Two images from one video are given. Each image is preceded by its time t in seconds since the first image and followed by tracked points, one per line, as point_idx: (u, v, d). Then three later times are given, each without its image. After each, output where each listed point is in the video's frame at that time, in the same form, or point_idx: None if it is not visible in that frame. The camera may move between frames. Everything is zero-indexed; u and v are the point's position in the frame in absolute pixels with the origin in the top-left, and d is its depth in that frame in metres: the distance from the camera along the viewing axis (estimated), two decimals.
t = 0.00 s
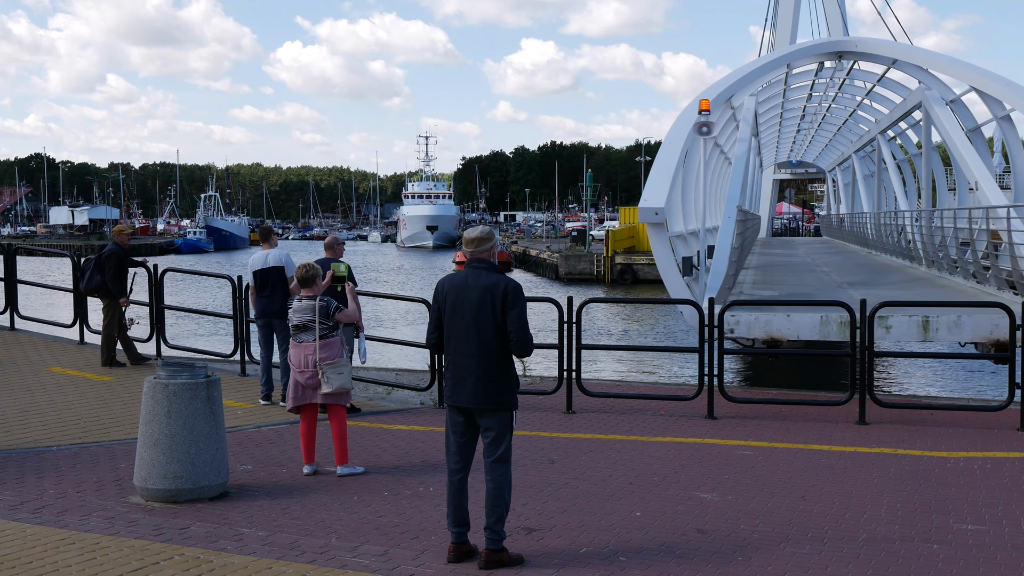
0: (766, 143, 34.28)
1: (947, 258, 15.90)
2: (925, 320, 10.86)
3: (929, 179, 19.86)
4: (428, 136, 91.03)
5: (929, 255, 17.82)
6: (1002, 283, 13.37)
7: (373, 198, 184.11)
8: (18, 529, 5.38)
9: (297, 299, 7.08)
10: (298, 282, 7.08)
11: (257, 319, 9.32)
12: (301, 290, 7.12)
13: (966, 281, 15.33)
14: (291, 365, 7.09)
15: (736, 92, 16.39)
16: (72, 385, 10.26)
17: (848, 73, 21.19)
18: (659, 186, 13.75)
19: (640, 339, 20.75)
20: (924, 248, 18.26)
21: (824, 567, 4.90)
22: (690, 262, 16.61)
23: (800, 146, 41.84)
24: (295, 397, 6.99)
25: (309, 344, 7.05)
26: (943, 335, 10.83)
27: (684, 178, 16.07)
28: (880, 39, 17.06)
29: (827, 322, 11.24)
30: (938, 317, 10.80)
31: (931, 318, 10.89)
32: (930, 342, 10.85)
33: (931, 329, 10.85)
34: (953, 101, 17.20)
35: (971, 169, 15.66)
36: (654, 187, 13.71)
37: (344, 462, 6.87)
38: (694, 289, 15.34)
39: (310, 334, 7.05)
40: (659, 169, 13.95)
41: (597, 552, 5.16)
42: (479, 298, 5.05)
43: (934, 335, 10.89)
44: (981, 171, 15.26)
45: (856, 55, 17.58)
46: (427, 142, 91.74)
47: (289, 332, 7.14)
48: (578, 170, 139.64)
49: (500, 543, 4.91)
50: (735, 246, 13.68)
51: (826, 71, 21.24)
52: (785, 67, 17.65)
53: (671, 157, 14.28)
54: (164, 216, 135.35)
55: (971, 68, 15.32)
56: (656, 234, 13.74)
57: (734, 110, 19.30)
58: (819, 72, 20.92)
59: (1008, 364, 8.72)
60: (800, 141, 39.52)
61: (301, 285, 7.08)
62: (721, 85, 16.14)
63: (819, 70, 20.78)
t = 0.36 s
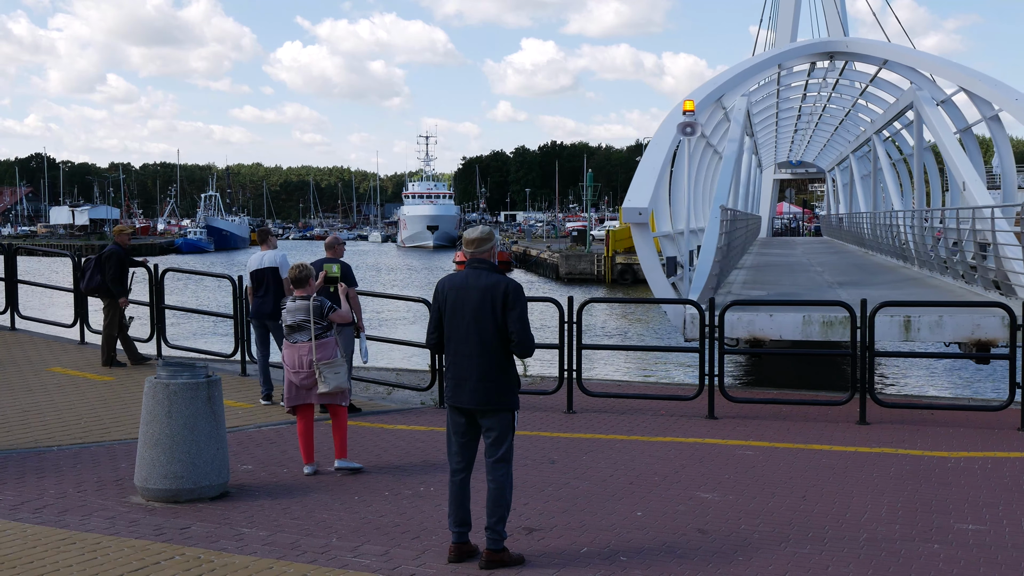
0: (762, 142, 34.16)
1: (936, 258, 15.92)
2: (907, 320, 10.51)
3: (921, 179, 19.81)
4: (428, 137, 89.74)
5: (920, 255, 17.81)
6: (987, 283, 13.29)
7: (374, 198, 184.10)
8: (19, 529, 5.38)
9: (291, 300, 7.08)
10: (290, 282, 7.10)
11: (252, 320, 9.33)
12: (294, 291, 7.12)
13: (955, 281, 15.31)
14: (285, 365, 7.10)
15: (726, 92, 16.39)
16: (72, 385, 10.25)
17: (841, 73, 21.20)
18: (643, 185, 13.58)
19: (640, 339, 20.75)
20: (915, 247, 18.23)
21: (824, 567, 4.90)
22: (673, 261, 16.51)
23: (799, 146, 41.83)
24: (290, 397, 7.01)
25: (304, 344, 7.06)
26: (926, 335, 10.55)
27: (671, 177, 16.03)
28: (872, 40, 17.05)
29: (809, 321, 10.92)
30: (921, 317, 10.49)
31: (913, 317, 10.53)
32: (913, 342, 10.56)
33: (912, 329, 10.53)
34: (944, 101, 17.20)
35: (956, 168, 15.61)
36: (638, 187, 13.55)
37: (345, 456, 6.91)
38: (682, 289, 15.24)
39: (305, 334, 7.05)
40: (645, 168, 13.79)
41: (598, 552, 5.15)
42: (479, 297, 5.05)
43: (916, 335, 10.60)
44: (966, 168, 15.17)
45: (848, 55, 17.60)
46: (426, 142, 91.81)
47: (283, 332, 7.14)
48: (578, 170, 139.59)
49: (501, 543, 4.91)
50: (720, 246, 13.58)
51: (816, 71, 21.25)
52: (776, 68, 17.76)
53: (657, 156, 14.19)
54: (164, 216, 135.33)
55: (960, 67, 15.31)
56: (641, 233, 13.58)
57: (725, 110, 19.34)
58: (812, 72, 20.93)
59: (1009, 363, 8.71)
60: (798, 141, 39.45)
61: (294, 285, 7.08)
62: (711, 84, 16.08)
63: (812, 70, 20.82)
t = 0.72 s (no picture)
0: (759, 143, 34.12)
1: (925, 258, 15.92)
2: (887, 320, 10.39)
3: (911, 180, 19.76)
4: (428, 137, 93.18)
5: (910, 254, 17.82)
6: (972, 284, 13.28)
7: (374, 198, 184.12)
8: (18, 529, 5.38)
9: (289, 300, 7.09)
10: (288, 282, 7.12)
11: (248, 320, 9.33)
12: (291, 291, 7.13)
13: (943, 280, 15.32)
14: (283, 365, 7.07)
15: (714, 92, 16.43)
16: (72, 386, 10.26)
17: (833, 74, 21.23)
18: (626, 186, 13.51)
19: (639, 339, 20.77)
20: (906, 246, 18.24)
21: (823, 567, 4.90)
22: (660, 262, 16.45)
23: (798, 146, 41.83)
24: (289, 397, 6.99)
25: (302, 344, 7.06)
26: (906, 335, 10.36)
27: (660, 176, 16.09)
28: (862, 40, 17.05)
29: (790, 321, 10.84)
30: (901, 316, 10.31)
31: (894, 318, 10.39)
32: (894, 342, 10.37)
33: (893, 329, 10.37)
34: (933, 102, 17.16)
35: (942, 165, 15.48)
36: (621, 189, 13.47)
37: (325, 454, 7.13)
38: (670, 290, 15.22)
39: (303, 335, 7.06)
40: (627, 169, 13.73)
41: (598, 552, 5.16)
42: (479, 298, 5.05)
43: (896, 336, 10.43)
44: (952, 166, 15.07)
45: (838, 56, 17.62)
46: (426, 142, 91.82)
47: (280, 332, 7.13)
48: (578, 171, 139.58)
49: (500, 544, 4.91)
50: (704, 246, 13.51)
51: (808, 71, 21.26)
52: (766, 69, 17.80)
53: (642, 156, 14.17)
54: (164, 216, 135.32)
55: (948, 68, 15.30)
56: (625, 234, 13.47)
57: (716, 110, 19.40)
58: (804, 71, 20.93)
59: (1009, 364, 8.70)
60: (796, 142, 39.40)
61: (292, 286, 7.09)
62: (699, 84, 16.12)
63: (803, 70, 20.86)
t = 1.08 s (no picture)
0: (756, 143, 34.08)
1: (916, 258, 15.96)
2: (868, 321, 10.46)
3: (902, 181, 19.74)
4: (428, 137, 93.11)
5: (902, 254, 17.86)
6: (958, 285, 13.31)
7: (374, 198, 184.13)
8: (19, 530, 5.39)
9: (289, 300, 7.11)
10: (290, 283, 7.12)
11: (248, 321, 9.34)
12: (292, 292, 7.14)
13: (933, 280, 15.36)
14: (284, 366, 7.08)
15: (705, 92, 16.47)
16: (72, 386, 10.28)
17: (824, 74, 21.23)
18: (611, 186, 13.40)
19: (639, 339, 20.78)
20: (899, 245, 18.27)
21: (823, 567, 4.91)
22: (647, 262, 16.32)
23: (797, 147, 41.85)
24: (289, 398, 6.97)
25: (304, 345, 7.08)
26: (888, 336, 10.29)
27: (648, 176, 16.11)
28: (852, 41, 17.03)
29: (772, 321, 10.75)
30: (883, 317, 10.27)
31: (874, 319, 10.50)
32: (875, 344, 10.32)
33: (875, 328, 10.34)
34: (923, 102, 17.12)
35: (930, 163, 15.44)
36: (605, 189, 13.34)
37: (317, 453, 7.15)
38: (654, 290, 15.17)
39: (304, 335, 7.09)
40: (612, 169, 13.63)
41: (597, 553, 5.17)
42: (478, 299, 5.06)
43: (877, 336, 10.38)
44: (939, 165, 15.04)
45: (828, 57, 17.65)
46: (426, 142, 91.85)
47: (281, 333, 7.15)
48: (578, 171, 139.64)
49: (499, 544, 4.91)
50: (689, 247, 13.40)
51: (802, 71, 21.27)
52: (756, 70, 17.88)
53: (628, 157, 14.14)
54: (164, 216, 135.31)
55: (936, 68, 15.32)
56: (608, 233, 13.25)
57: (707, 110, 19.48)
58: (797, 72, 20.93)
59: (1009, 364, 8.70)
60: (794, 142, 39.43)
61: (293, 287, 7.10)
62: (689, 86, 16.18)
63: (795, 70, 20.86)
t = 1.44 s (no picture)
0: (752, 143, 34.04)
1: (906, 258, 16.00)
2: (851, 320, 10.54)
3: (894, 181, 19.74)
4: (428, 137, 92.53)
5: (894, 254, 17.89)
6: (944, 285, 13.35)
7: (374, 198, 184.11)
8: (19, 529, 5.38)
9: (290, 300, 7.13)
10: (291, 281, 7.13)
11: (249, 320, 9.33)
12: (293, 290, 7.15)
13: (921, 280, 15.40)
14: (285, 364, 7.09)
15: (695, 93, 16.47)
16: (73, 386, 10.27)
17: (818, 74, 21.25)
18: (596, 188, 13.27)
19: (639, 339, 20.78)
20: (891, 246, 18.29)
21: (824, 567, 4.91)
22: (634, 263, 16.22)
23: (796, 147, 41.81)
24: (289, 396, 6.98)
25: (304, 343, 7.10)
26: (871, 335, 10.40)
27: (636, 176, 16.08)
28: (842, 41, 17.02)
29: (755, 321, 10.80)
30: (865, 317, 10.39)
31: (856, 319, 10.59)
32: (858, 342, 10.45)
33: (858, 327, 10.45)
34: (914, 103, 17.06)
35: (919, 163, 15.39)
36: (589, 191, 13.20)
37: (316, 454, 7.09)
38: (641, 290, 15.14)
39: (305, 334, 7.11)
40: (598, 171, 13.51)
41: (598, 553, 5.16)
42: (479, 299, 5.05)
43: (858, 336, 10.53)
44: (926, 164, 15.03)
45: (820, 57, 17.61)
46: (427, 142, 91.83)
47: (281, 332, 7.17)
48: (578, 171, 139.60)
49: (500, 544, 4.91)
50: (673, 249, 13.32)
51: (795, 71, 21.26)
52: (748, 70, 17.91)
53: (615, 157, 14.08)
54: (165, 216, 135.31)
55: (925, 68, 15.31)
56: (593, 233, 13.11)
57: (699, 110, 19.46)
58: (789, 73, 20.93)
59: (1010, 363, 8.69)
60: (793, 142, 39.40)
61: (294, 285, 7.11)
62: (679, 87, 16.18)
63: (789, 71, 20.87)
